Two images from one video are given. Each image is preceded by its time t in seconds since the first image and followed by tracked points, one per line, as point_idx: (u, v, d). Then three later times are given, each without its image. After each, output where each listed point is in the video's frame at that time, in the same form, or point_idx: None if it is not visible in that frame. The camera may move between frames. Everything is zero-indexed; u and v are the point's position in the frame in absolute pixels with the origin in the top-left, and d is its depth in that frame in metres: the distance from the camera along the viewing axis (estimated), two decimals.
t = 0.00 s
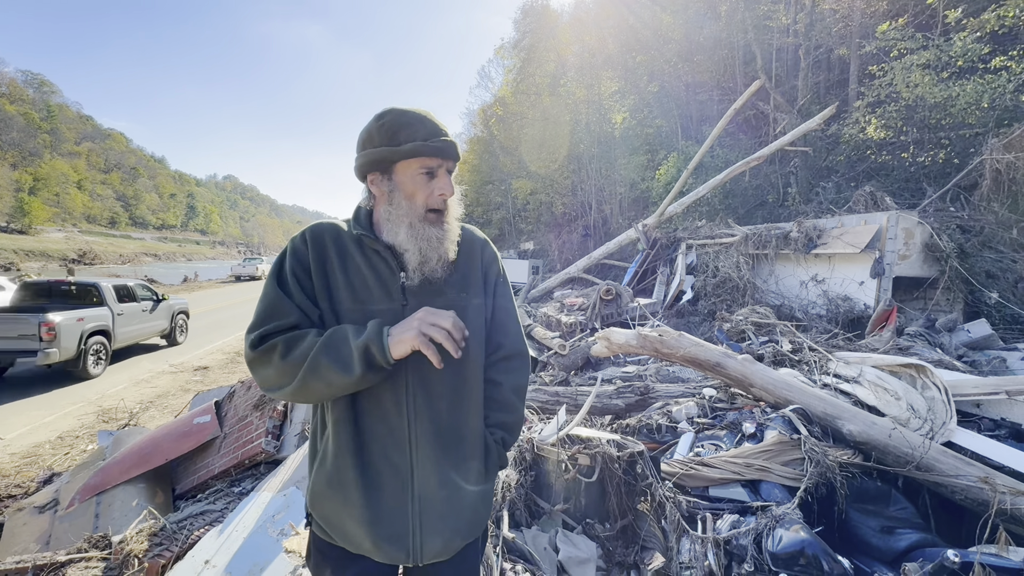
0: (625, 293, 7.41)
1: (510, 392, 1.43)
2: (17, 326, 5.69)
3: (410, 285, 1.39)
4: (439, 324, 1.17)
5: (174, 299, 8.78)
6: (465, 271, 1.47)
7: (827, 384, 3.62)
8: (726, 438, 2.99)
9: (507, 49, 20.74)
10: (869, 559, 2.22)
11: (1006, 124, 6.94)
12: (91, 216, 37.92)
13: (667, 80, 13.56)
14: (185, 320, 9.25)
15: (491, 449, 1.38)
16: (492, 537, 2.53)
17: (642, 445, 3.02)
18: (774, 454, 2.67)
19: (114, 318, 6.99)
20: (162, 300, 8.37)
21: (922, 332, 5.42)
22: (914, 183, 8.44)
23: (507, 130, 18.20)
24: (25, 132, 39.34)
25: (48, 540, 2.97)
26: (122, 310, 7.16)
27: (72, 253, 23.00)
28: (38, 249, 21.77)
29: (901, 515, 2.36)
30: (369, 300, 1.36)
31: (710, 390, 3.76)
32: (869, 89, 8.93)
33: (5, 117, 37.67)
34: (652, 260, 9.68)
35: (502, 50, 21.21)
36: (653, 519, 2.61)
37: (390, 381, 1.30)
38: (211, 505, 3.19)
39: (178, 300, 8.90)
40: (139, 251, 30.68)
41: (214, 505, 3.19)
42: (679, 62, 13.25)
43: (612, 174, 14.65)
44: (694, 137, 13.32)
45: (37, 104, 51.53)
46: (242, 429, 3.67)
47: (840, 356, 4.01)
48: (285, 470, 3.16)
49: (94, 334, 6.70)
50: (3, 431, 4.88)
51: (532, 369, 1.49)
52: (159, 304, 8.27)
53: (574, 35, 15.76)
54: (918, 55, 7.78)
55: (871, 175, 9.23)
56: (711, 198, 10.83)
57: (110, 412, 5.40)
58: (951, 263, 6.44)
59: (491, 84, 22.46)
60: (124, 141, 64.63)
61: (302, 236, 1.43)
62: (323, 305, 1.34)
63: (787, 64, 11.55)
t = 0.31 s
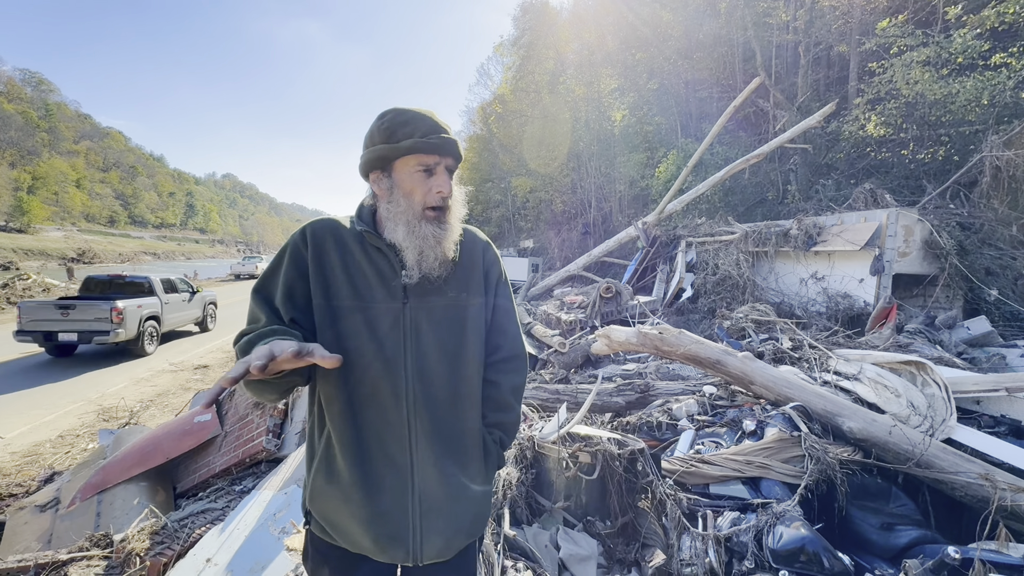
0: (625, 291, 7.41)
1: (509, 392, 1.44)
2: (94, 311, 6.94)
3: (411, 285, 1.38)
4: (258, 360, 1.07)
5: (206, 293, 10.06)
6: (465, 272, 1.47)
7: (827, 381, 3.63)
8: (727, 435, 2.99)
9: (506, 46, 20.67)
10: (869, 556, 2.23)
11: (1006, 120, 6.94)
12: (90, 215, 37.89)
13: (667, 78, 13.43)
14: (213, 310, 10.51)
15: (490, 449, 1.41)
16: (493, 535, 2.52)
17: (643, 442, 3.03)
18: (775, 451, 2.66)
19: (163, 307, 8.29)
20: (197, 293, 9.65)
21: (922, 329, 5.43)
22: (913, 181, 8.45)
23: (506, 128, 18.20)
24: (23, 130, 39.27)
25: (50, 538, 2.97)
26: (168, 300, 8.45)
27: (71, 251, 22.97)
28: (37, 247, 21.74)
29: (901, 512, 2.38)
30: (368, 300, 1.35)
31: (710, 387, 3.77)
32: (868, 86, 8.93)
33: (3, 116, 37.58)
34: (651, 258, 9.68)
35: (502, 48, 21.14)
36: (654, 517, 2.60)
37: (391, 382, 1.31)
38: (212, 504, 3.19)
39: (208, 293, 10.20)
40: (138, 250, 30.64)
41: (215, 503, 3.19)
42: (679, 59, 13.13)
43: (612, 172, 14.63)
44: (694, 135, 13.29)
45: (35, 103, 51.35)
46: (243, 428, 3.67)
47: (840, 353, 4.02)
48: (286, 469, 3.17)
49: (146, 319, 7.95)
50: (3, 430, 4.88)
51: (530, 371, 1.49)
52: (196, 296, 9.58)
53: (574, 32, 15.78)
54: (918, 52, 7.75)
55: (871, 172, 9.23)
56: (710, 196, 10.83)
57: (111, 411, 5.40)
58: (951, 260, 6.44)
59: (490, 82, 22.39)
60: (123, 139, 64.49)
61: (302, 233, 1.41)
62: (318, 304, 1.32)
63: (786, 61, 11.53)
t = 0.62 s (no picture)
0: (625, 289, 7.41)
1: (508, 398, 1.40)
2: (140, 300, 8.04)
3: (409, 285, 1.38)
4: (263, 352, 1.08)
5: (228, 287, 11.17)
6: (467, 274, 1.45)
7: (828, 379, 3.63)
8: (728, 432, 2.99)
9: (506, 44, 20.61)
10: (870, 552, 2.24)
11: (1008, 117, 6.92)
12: (90, 214, 37.89)
13: (667, 75, 13.31)
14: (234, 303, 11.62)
15: (485, 458, 1.37)
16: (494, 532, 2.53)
17: (644, 440, 3.03)
18: (776, 448, 2.67)
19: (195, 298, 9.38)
20: (222, 287, 10.76)
21: (923, 326, 5.42)
22: (914, 178, 8.45)
23: (506, 125, 18.20)
24: (22, 129, 39.26)
25: (53, 536, 2.98)
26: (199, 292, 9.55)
27: (72, 250, 23.01)
28: (37, 246, 21.75)
29: (902, 508, 2.39)
30: (367, 301, 1.35)
31: (711, 385, 3.76)
32: (869, 83, 8.93)
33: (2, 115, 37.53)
34: (652, 255, 9.69)
35: (501, 45, 21.06)
36: (655, 514, 2.60)
37: (384, 385, 1.31)
38: (215, 502, 3.20)
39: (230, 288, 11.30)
40: (138, 249, 30.65)
41: (218, 501, 3.20)
42: (679, 56, 13.04)
43: (612, 170, 14.60)
44: (694, 133, 13.27)
45: (35, 102, 51.33)
46: (244, 426, 3.68)
47: (841, 350, 4.02)
48: (288, 467, 3.17)
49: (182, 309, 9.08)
50: (5, 429, 4.89)
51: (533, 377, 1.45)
52: (221, 290, 10.70)
53: (574, 29, 15.76)
54: (919, 48, 7.71)
55: (872, 169, 9.22)
56: (711, 194, 10.83)
57: (112, 409, 5.41)
58: (952, 257, 6.44)
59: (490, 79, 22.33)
60: (122, 138, 64.46)
61: (309, 234, 1.43)
62: (319, 303, 1.33)
63: (787, 58, 11.49)
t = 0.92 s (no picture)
0: (626, 287, 7.40)
1: (511, 401, 1.40)
2: (179, 292, 9.25)
3: (412, 288, 1.38)
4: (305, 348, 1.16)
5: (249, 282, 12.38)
6: (471, 276, 1.44)
7: (829, 377, 3.63)
8: (729, 430, 3.00)
9: (506, 42, 20.57)
10: (871, 550, 2.24)
11: (1010, 114, 6.89)
12: (92, 213, 37.96)
13: (668, 73, 13.31)
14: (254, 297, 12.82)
15: (487, 461, 1.37)
16: (496, 530, 2.54)
17: (646, 438, 3.03)
18: (777, 446, 2.67)
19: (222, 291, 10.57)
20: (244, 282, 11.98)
21: (924, 323, 5.41)
22: (915, 175, 8.44)
23: (507, 123, 18.20)
24: (24, 128, 39.30)
25: (56, 535, 3.00)
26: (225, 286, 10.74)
27: (73, 249, 23.05)
28: (39, 245, 21.81)
29: (904, 506, 2.38)
30: (372, 303, 1.36)
31: (713, 383, 3.76)
32: (871, 80, 8.92)
33: (3, 114, 37.57)
34: (653, 253, 9.68)
35: (502, 43, 21.02)
36: (656, 511, 2.60)
37: (388, 385, 1.32)
38: (217, 500, 3.21)
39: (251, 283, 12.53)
40: (139, 248, 30.66)
41: (220, 500, 3.21)
42: (680, 53, 13.00)
43: (613, 167, 14.58)
44: (695, 130, 13.24)
45: (35, 101, 51.33)
46: (246, 424, 3.69)
47: (842, 348, 4.02)
48: (290, 466, 3.18)
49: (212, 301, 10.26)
50: (7, 427, 4.90)
51: (535, 381, 1.45)
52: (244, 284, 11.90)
53: (574, 27, 15.72)
54: (920, 46, 7.71)
55: (874, 166, 9.19)
56: (711, 191, 10.81)
57: (115, 408, 5.43)
58: (954, 254, 6.43)
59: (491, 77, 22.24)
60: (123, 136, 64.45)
61: (318, 238, 1.44)
62: (325, 303, 1.33)
63: (788, 55, 11.46)
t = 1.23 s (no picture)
0: (628, 285, 7.40)
1: (512, 400, 1.41)
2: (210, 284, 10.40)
3: (412, 290, 1.39)
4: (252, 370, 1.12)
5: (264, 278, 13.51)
6: (470, 277, 1.46)
7: (831, 375, 3.63)
8: (730, 428, 3.00)
9: (507, 40, 20.52)
10: (872, 547, 2.24)
11: (1013, 110, 6.84)
12: (93, 212, 38.06)
13: (669, 70, 13.33)
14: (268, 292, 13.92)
15: (491, 459, 1.37)
16: (498, 529, 2.55)
17: (647, 436, 3.03)
18: (779, 444, 2.68)
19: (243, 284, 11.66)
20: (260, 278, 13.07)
21: (927, 321, 5.39)
22: (918, 172, 8.39)
23: (508, 121, 18.19)
24: (26, 128, 39.39)
25: (60, 532, 3.01)
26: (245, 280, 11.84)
27: (76, 249, 23.13)
28: (41, 245, 21.90)
29: (906, 504, 2.38)
30: (372, 306, 1.36)
31: (714, 381, 3.77)
32: (873, 77, 8.88)
33: (5, 114, 37.67)
34: (654, 251, 9.67)
35: (503, 41, 20.99)
36: (658, 509, 2.60)
37: (391, 387, 1.31)
38: (220, 498, 3.22)
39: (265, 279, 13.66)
40: (142, 247, 30.73)
41: (222, 498, 3.22)
42: (681, 50, 12.95)
43: (614, 165, 14.55)
44: (696, 128, 13.19)
45: (38, 101, 51.46)
46: (248, 423, 3.70)
47: (845, 346, 4.01)
48: (292, 464, 3.19)
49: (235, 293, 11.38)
50: (11, 426, 4.93)
51: (535, 379, 1.46)
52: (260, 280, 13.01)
53: (575, 24, 15.67)
54: (923, 42, 7.66)
55: (876, 164, 9.16)
56: (713, 189, 10.78)
57: (118, 406, 5.45)
58: (956, 252, 6.41)
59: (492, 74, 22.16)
60: (124, 136, 64.55)
61: (313, 244, 1.43)
62: (324, 308, 1.33)
63: (790, 53, 11.41)
